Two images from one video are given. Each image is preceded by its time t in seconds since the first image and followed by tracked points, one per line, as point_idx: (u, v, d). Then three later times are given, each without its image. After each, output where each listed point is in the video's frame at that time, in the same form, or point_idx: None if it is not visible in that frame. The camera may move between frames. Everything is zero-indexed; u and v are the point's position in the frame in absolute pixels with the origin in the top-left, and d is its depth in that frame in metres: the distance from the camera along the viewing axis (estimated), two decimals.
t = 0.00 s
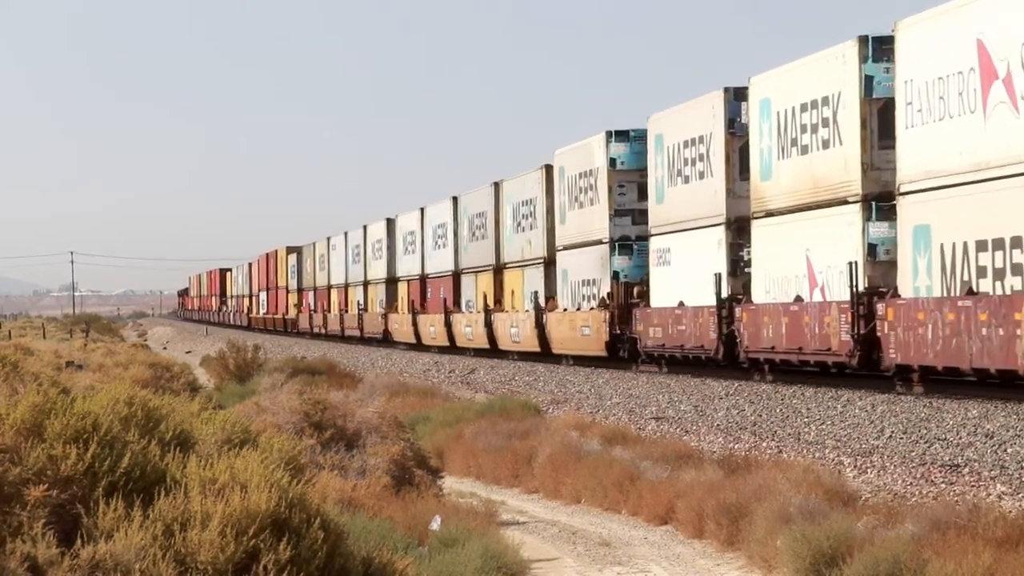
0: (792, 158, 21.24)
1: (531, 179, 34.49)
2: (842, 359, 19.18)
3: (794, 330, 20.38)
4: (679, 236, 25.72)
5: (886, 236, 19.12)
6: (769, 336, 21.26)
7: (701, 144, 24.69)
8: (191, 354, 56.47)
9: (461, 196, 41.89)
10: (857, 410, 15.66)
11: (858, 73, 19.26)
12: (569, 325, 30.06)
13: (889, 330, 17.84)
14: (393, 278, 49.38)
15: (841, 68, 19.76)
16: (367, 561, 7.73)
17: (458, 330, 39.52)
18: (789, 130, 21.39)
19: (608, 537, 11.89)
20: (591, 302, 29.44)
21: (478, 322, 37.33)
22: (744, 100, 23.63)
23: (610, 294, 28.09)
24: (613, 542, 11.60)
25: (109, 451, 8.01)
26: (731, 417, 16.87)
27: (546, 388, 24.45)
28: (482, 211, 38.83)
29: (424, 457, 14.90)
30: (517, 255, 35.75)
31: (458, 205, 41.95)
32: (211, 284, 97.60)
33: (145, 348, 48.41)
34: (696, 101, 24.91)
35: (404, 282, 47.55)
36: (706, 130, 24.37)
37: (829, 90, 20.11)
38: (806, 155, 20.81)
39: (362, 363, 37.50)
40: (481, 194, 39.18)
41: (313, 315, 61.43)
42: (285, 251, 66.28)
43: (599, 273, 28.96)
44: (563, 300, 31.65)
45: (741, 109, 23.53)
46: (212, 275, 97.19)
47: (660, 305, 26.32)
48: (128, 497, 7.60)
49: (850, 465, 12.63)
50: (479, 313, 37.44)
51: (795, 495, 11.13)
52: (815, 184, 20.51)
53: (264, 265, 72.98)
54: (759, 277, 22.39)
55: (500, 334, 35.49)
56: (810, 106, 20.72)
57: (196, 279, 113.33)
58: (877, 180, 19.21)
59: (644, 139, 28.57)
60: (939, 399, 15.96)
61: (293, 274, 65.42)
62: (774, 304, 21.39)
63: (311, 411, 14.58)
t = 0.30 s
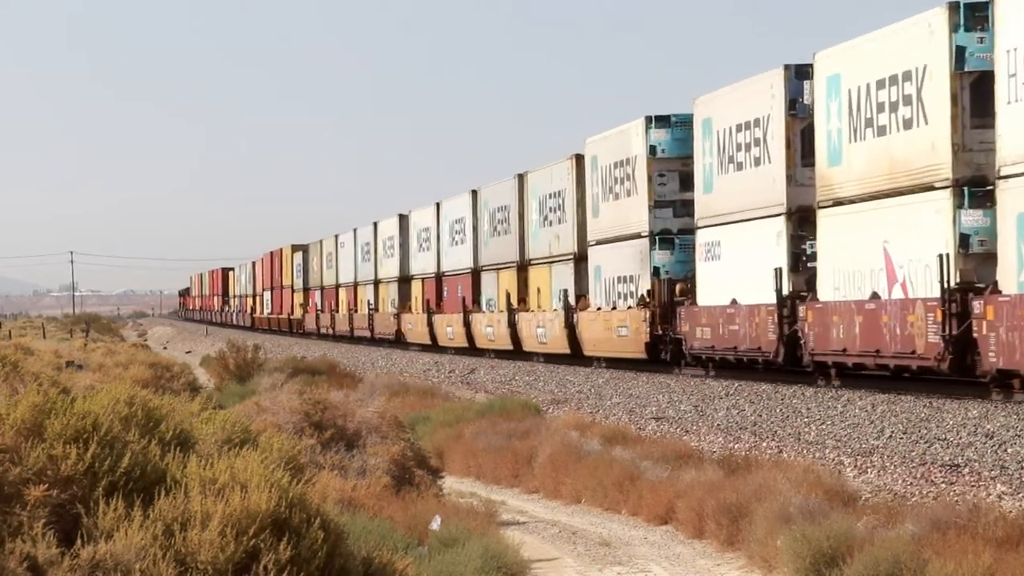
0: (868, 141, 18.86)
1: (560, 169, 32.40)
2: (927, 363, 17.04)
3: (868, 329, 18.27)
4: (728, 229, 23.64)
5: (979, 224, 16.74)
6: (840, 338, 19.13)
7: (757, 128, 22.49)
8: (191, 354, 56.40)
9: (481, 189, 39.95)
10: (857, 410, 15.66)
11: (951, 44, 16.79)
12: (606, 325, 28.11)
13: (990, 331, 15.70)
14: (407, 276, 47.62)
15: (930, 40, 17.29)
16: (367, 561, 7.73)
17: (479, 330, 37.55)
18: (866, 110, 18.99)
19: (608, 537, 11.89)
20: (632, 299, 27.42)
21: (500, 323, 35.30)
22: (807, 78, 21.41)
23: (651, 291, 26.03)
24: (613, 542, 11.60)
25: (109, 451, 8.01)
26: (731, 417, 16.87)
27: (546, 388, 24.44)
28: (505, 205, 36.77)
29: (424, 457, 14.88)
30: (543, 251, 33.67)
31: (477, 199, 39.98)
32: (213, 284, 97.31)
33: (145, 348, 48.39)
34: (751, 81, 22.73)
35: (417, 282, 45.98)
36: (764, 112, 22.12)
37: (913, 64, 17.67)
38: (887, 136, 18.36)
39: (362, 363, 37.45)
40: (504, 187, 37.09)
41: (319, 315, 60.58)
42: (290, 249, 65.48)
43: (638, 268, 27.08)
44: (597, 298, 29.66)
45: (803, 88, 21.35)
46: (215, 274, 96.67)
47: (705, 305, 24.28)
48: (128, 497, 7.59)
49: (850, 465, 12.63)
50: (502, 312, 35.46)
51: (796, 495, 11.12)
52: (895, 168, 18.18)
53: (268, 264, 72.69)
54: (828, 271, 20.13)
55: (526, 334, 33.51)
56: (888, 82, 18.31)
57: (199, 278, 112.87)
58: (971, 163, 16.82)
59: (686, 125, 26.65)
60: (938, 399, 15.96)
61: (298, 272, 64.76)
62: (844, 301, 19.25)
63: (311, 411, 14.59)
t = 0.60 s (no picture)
0: (959, 117, 16.40)
1: (593, 157, 30.08)
2: None
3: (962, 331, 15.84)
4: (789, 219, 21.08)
5: None
6: (925, 339, 16.72)
7: (824, 108, 19.89)
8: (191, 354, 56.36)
9: (503, 180, 37.77)
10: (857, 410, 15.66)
11: None
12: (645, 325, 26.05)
13: None
14: (422, 274, 45.79)
15: None
16: (368, 561, 7.73)
17: (501, 330, 35.40)
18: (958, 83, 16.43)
19: (608, 537, 11.88)
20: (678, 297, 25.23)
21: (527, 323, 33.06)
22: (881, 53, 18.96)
23: (699, 288, 23.81)
24: (613, 542, 11.59)
25: (109, 451, 8.01)
26: (731, 417, 16.87)
27: (546, 388, 24.43)
28: (531, 197, 34.45)
29: (424, 456, 14.87)
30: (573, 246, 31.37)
31: (498, 191, 37.79)
32: (215, 284, 97.11)
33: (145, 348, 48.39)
34: (812, 58, 20.32)
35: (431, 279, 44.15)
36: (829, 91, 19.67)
37: (1013, 31, 15.23)
38: (984, 114, 15.84)
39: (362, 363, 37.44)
40: (529, 179, 34.78)
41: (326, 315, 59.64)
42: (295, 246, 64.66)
43: (685, 263, 24.89)
44: (636, 297, 27.46)
45: (878, 63, 18.92)
46: (217, 273, 96.29)
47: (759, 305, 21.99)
48: (128, 497, 7.59)
49: (850, 465, 12.63)
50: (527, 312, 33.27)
51: (796, 495, 11.12)
52: (994, 149, 15.71)
53: (271, 263, 72.43)
54: (910, 265, 17.75)
55: (556, 335, 31.35)
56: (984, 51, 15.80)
57: (200, 277, 112.50)
58: None
59: (736, 109, 24.47)
60: (939, 399, 15.94)
61: (302, 271, 64.07)
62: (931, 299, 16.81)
63: (311, 411, 14.59)
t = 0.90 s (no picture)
0: None
1: (630, 145, 27.80)
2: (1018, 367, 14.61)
3: None
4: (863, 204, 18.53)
5: None
6: None
7: (906, 83, 17.20)
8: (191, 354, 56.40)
9: (529, 172, 35.69)
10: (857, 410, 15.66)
11: None
12: (693, 324, 23.78)
13: None
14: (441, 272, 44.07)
15: None
16: (367, 561, 7.73)
17: (528, 331, 33.36)
18: None
19: (608, 537, 11.88)
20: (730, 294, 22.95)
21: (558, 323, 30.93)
22: (977, 19, 16.21)
23: (754, 285, 21.66)
24: (613, 542, 11.59)
25: (110, 451, 8.02)
26: (731, 417, 16.86)
27: (546, 388, 24.41)
28: (560, 189, 32.27)
29: (423, 456, 14.86)
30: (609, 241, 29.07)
31: (523, 183, 35.71)
32: (217, 283, 97.08)
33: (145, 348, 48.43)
34: (893, 27, 17.54)
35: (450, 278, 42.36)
36: (915, 65, 16.93)
37: None
38: None
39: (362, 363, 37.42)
40: (558, 169, 32.58)
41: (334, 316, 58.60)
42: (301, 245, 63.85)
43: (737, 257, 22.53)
44: (679, 295, 25.13)
45: (971, 31, 16.22)
46: (220, 272, 95.90)
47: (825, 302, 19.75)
48: (128, 497, 7.59)
49: (850, 465, 12.62)
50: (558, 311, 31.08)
51: (796, 495, 11.12)
52: None
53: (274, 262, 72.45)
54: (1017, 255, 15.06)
55: (590, 336, 29.20)
56: None
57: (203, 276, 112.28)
58: None
59: (794, 88, 22.09)
60: (939, 399, 15.95)
61: (308, 271, 63.34)
62: None
63: (311, 411, 14.59)
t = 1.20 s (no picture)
0: None
1: (674, 130, 25.78)
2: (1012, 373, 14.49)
3: None
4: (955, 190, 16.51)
5: None
6: None
7: (1008, 53, 15.21)
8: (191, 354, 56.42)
9: (555, 163, 33.69)
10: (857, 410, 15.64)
11: None
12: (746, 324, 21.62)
13: None
14: (458, 270, 42.12)
15: None
16: (367, 561, 7.73)
17: (558, 331, 31.15)
18: None
19: (608, 537, 11.88)
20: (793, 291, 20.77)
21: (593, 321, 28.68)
22: None
23: (822, 282, 19.76)
24: (613, 542, 11.59)
25: (110, 451, 8.03)
26: (731, 417, 16.85)
27: (546, 388, 24.39)
28: (591, 181, 30.30)
29: (424, 457, 14.82)
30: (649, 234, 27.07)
31: (550, 175, 33.68)
32: (218, 283, 97.04)
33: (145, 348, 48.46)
34: None
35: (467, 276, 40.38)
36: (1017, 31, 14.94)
37: None
38: None
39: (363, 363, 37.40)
40: (588, 160, 30.61)
41: (342, 316, 57.15)
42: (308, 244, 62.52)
43: (800, 251, 20.51)
44: (731, 292, 23.04)
45: None
46: (223, 272, 95.62)
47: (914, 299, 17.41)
48: (128, 497, 7.60)
49: (850, 465, 12.62)
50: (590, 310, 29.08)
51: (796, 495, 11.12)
52: None
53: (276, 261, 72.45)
54: None
55: (629, 338, 26.91)
56: None
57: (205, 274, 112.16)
58: None
59: (863, 64, 20.06)
60: (938, 399, 15.93)
61: (314, 269, 62.03)
62: None
63: (311, 411, 14.59)
